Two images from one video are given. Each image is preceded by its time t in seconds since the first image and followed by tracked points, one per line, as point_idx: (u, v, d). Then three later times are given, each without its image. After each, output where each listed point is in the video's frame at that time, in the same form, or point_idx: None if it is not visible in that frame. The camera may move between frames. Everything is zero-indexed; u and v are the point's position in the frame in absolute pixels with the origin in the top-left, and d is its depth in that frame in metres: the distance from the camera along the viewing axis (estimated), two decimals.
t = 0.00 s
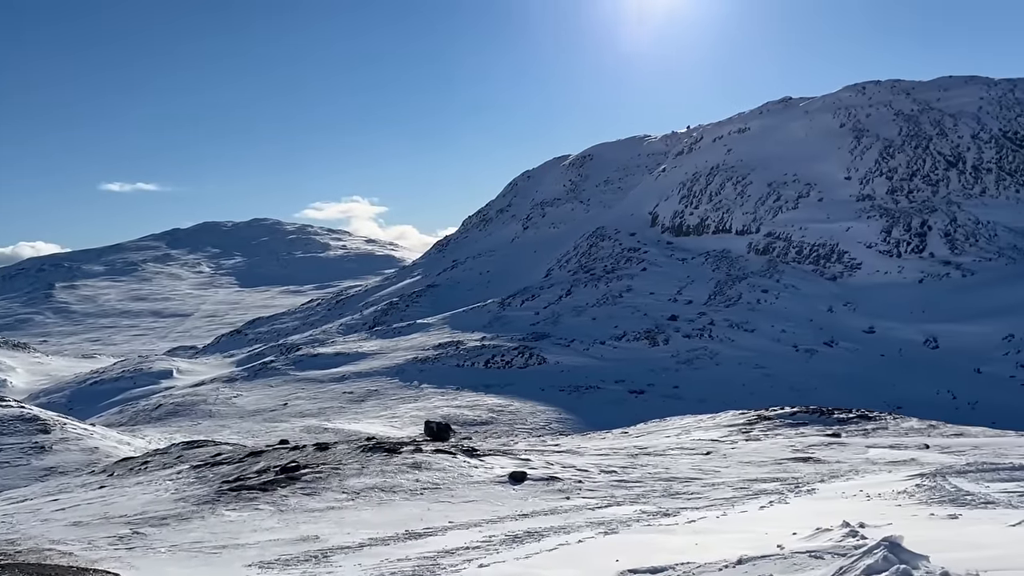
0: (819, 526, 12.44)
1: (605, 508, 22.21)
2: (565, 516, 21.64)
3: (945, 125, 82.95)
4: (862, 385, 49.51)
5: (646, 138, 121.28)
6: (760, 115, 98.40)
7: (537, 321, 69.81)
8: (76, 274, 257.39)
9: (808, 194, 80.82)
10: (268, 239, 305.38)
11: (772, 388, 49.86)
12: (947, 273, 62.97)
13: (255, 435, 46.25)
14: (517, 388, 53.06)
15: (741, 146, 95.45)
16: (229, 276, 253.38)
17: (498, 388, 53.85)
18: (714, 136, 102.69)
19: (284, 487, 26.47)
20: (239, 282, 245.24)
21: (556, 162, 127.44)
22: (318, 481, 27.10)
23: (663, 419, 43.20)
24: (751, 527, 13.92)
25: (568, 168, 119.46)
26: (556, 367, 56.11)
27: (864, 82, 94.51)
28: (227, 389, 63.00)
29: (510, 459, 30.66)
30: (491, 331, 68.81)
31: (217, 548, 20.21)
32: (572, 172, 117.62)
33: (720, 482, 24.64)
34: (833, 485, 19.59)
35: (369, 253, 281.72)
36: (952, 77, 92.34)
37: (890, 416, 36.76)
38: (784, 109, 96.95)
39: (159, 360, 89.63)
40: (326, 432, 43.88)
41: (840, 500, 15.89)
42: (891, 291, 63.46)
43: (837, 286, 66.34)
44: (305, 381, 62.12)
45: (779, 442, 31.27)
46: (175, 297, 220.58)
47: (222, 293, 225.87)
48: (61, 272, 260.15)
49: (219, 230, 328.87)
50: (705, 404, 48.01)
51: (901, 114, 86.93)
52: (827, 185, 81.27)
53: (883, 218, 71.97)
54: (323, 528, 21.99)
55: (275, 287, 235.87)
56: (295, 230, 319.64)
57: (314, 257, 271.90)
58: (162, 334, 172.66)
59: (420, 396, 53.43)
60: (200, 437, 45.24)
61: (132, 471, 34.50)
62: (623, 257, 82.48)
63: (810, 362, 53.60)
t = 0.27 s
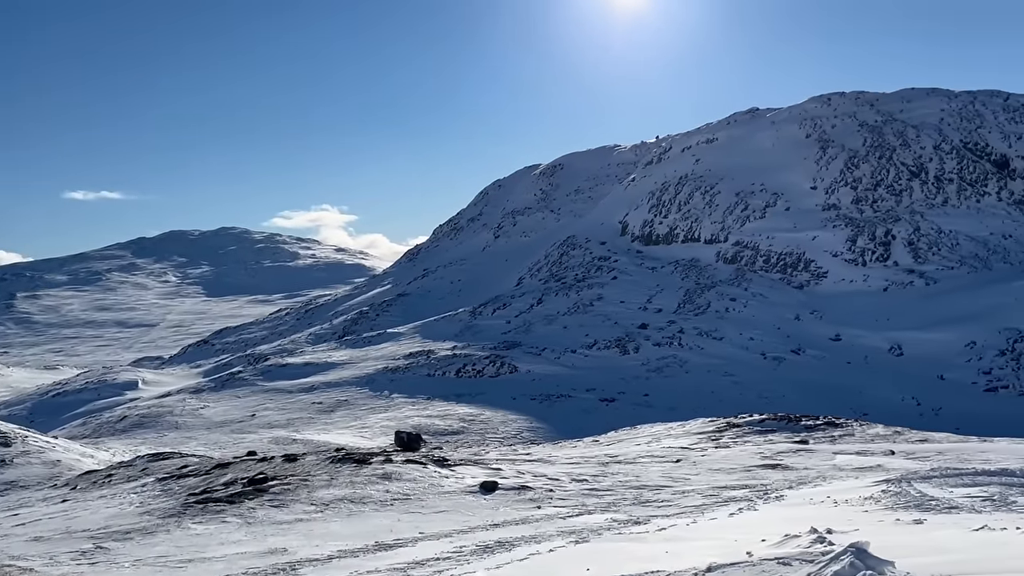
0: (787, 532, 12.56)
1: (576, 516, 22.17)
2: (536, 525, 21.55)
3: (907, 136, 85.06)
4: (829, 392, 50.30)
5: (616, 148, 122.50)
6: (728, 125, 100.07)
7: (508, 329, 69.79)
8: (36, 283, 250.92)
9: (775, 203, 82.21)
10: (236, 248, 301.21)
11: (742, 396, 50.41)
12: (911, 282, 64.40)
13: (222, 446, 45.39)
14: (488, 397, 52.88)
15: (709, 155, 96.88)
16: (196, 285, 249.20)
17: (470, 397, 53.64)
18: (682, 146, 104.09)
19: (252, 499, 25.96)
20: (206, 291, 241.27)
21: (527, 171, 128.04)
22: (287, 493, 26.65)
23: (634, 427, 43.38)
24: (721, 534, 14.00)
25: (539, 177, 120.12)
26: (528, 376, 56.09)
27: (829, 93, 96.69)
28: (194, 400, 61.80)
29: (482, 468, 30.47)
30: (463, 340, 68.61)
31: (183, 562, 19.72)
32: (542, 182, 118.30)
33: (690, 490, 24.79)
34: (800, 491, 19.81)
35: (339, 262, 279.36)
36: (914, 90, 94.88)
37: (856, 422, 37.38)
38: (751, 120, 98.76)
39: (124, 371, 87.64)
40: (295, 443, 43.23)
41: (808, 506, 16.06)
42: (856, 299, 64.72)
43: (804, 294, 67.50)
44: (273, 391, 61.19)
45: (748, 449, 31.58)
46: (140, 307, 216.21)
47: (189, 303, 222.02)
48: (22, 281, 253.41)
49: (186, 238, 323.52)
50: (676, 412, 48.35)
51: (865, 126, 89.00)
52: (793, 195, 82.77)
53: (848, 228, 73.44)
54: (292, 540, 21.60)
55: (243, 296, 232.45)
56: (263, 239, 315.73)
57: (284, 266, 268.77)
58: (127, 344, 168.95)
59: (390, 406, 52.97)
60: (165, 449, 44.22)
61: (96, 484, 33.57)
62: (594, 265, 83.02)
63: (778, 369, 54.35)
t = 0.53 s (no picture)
0: (757, 540, 12.68)
1: (547, 526, 22.09)
2: (507, 535, 21.42)
3: (873, 148, 86.92)
4: (798, 399, 50.95)
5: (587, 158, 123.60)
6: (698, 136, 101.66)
7: (481, 338, 69.70)
8: None
9: (744, 213, 83.44)
10: (204, 257, 296.85)
11: (712, 404, 50.84)
12: (877, 291, 65.68)
13: (189, 458, 44.51)
14: (460, 407, 52.66)
15: (679, 166, 98.15)
16: (163, 295, 244.82)
17: (442, 407, 53.37)
18: (653, 156, 105.27)
19: (220, 512, 25.47)
20: (173, 301, 237.24)
21: (499, 180, 128.52)
22: (255, 505, 26.18)
23: (605, 435, 43.55)
24: (693, 542, 14.07)
25: (511, 186, 120.61)
26: (500, 385, 55.99)
27: (797, 105, 98.59)
28: (161, 411, 60.58)
29: (454, 478, 30.28)
30: (435, 349, 68.35)
31: None
32: (514, 191, 118.80)
33: (661, 498, 24.90)
34: (770, 498, 19.99)
35: (309, 271, 276.80)
36: (879, 102, 97.25)
37: (823, 429, 37.93)
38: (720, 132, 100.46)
39: (88, 382, 85.62)
40: (264, 454, 42.58)
41: (777, 514, 16.23)
42: (824, 307, 65.79)
43: (773, 303, 68.49)
44: (242, 401, 60.23)
45: (719, 457, 31.85)
46: (105, 316, 211.70)
47: (155, 312, 217.99)
48: None
49: (152, 247, 318.03)
50: (647, 420, 48.61)
51: (832, 137, 90.81)
52: (762, 205, 84.07)
53: (816, 237, 74.74)
54: (260, 553, 21.20)
55: (211, 305, 228.92)
56: (231, 248, 311.65)
57: (253, 275, 265.50)
58: (91, 354, 165.22)
59: (360, 416, 52.48)
60: (130, 461, 43.23)
61: (59, 498, 32.66)
62: (566, 274, 83.39)
63: (747, 377, 54.95)
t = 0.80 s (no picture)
0: (728, 547, 12.74)
1: (520, 535, 21.99)
2: (480, 545, 21.28)
3: (842, 158, 88.17)
4: (769, 407, 51.28)
5: (561, 167, 124.39)
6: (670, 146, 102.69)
7: (454, 347, 69.46)
8: None
9: (716, 223, 84.13)
10: (174, 265, 293.18)
11: (684, 412, 51.04)
12: (846, 299, 66.41)
13: (157, 469, 43.73)
14: (434, 416, 52.38)
15: (651, 175, 98.96)
16: (131, 303, 241.14)
17: (415, 416, 53.05)
18: (626, 166, 106.00)
19: (188, 523, 25.04)
20: (142, 309, 233.77)
21: (474, 189, 128.94)
22: (224, 516, 25.78)
23: (578, 444, 43.54)
24: (664, 550, 14.08)
25: (485, 195, 120.82)
26: (473, 393, 55.79)
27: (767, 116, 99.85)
28: (128, 421, 59.49)
29: (426, 488, 30.04)
30: (407, 358, 67.99)
31: None
32: (488, 200, 119.00)
33: (634, 506, 24.93)
34: (740, 506, 20.09)
35: (281, 280, 274.62)
36: (847, 113, 98.89)
37: (794, 437, 38.24)
38: (692, 142, 101.63)
39: (53, 392, 83.81)
40: (233, 465, 41.98)
41: (748, 522, 16.30)
42: (794, 316, 66.40)
43: (744, 312, 69.05)
44: (212, 412, 59.41)
45: (690, 465, 31.98)
46: (72, 325, 207.84)
47: (123, 321, 214.55)
48: None
49: (121, 255, 313.49)
50: (620, 428, 48.68)
51: (802, 148, 91.96)
52: (733, 215, 84.87)
53: (785, 247, 75.43)
54: (229, 565, 20.86)
55: (181, 313, 226.07)
56: (202, 256, 308.10)
57: (224, 284, 262.71)
58: (56, 364, 161.89)
59: (333, 425, 52.01)
60: (95, 473, 42.39)
61: (21, 511, 31.87)
62: (540, 283, 83.45)
63: (719, 385, 55.22)
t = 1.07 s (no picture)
0: (700, 555, 12.80)
1: (493, 544, 21.89)
2: (453, 554, 21.09)
3: (812, 168, 89.36)
4: (741, 416, 51.59)
5: (535, 175, 125.01)
6: (643, 155, 103.59)
7: (428, 355, 69.17)
8: None
9: (688, 231, 84.74)
10: (143, 271, 289.18)
11: (657, 420, 51.19)
12: (816, 307, 67.13)
13: (123, 478, 43.00)
14: (407, 424, 52.11)
15: (625, 184, 99.61)
16: (99, 310, 237.24)
17: (388, 424, 52.74)
18: (600, 174, 106.58)
19: (155, 534, 24.64)
20: (110, 316, 230.17)
21: (448, 196, 129.19)
22: (193, 526, 25.41)
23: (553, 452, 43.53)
24: (636, 557, 14.09)
25: (459, 203, 120.90)
26: (447, 401, 55.58)
27: (739, 126, 100.97)
28: (95, 430, 58.44)
29: (398, 496, 29.73)
30: (380, 366, 67.61)
31: None
32: (462, 207, 119.10)
33: (606, 514, 24.96)
34: (712, 513, 20.19)
35: (253, 286, 272.02)
36: (817, 124, 100.46)
37: (766, 444, 38.57)
38: (665, 152, 102.67)
39: (17, 401, 82.07)
40: (202, 474, 41.42)
41: (720, 529, 16.35)
42: (765, 324, 66.96)
43: (716, 320, 69.56)
44: (181, 420, 58.61)
45: (662, 472, 32.10)
46: (38, 333, 203.87)
47: (91, 328, 211.06)
48: None
49: (90, 262, 308.59)
50: (593, 436, 48.76)
51: (773, 157, 92.99)
52: (706, 223, 85.55)
53: (757, 255, 76.10)
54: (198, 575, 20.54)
55: (151, 320, 223.01)
56: (173, 262, 304.32)
57: (194, 290, 259.63)
58: (19, 372, 158.54)
59: (304, 434, 51.57)
60: (60, 483, 41.51)
61: None
62: (514, 291, 83.41)
63: (691, 393, 55.48)
